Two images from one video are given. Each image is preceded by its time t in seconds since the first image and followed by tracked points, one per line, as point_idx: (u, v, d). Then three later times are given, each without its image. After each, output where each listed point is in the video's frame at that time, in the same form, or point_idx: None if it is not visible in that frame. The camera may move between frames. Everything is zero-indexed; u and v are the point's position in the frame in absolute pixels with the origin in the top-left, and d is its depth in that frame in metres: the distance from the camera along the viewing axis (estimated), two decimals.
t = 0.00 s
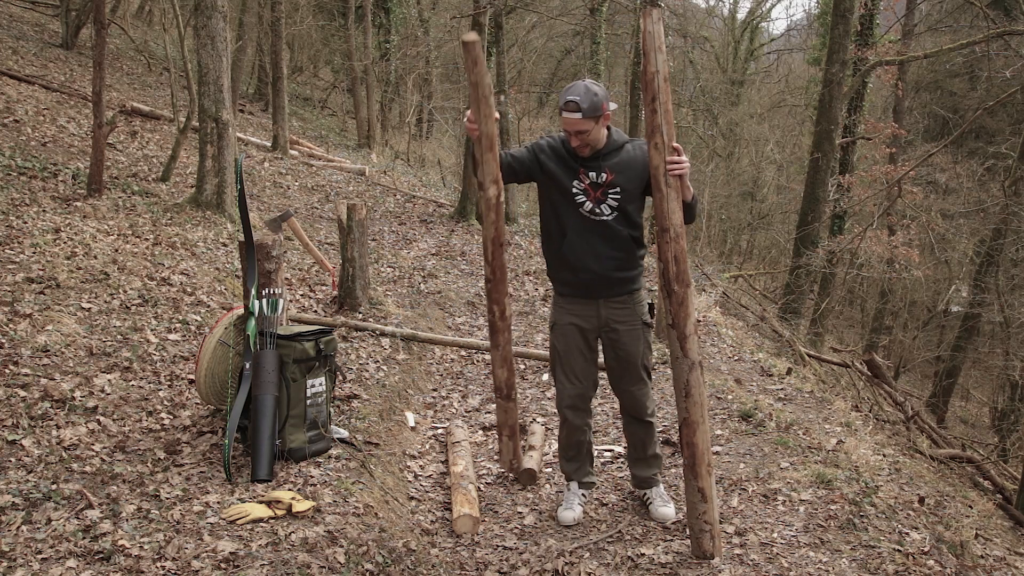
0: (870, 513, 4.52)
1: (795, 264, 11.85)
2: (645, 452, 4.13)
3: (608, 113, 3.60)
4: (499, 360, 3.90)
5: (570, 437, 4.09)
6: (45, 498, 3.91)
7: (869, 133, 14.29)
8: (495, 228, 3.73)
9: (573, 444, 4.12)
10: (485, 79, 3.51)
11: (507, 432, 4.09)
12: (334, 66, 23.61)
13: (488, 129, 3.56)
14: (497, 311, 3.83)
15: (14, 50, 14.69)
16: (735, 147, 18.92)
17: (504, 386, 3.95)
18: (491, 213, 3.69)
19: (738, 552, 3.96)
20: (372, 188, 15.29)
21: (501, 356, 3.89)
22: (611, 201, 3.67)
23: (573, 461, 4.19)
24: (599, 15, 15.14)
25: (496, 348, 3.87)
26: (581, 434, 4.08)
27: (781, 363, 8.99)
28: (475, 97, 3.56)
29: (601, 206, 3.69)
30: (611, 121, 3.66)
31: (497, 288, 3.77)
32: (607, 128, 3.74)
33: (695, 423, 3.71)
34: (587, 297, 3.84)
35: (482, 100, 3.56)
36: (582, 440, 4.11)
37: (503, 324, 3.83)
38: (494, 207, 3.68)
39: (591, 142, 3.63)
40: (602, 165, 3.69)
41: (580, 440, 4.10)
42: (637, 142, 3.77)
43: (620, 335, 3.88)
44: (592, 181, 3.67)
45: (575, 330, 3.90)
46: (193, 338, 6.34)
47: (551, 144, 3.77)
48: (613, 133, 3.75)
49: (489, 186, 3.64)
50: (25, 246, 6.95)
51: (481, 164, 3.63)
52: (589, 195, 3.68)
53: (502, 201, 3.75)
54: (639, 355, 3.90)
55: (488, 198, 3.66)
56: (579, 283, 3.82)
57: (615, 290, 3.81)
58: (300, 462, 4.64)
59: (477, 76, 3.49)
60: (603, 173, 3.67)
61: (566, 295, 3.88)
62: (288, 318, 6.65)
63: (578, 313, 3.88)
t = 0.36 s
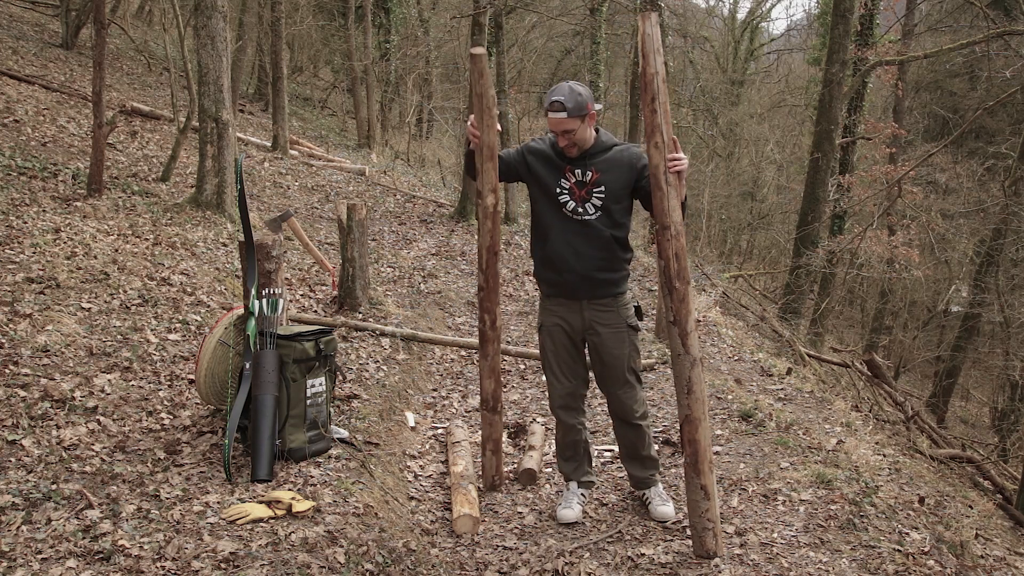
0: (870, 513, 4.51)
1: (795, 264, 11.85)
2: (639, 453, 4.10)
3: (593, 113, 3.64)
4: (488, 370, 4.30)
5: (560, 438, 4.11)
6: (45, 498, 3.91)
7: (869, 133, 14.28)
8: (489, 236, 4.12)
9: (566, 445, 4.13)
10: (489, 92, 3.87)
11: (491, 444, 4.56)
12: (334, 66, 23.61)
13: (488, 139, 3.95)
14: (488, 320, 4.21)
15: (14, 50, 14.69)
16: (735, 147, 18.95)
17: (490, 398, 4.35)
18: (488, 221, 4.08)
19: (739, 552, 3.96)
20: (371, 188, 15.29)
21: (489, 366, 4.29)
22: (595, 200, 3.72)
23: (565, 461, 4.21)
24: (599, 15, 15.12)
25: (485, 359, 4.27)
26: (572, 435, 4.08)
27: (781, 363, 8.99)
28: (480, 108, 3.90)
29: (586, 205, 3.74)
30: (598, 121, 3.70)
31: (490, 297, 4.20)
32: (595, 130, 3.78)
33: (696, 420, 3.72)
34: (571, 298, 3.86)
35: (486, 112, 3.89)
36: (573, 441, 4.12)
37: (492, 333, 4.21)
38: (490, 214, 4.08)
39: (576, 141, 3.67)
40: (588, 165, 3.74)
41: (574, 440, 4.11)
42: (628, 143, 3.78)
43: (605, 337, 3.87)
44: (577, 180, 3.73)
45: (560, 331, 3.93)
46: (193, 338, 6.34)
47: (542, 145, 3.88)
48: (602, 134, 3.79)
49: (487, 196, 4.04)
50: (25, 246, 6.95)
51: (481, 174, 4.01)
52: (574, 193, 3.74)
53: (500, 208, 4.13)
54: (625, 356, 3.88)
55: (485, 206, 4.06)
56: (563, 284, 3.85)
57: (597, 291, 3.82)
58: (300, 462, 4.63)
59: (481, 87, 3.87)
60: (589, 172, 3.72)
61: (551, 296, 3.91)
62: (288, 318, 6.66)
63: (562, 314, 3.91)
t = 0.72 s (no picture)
0: (870, 513, 4.51)
1: (795, 264, 11.85)
2: (640, 452, 4.11)
3: (602, 110, 3.64)
4: (493, 355, 3.78)
5: (562, 438, 4.10)
6: (45, 498, 3.91)
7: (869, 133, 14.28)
8: (477, 196, 3.62)
9: (569, 445, 4.13)
10: (459, 39, 3.54)
11: (508, 449, 3.89)
12: (334, 66, 23.61)
13: (465, 89, 3.58)
14: (485, 295, 3.74)
15: (14, 49, 14.68)
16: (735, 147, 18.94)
17: (499, 388, 3.80)
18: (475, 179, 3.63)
19: (739, 552, 3.96)
20: (371, 188, 15.28)
21: (494, 351, 3.77)
22: (599, 195, 3.72)
23: (568, 460, 4.20)
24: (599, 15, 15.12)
25: (489, 342, 3.77)
26: (575, 435, 4.08)
27: (781, 363, 8.99)
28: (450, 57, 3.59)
29: (590, 200, 3.74)
30: (604, 118, 3.71)
31: (485, 266, 3.70)
32: (598, 128, 3.79)
33: (696, 421, 3.71)
34: (573, 295, 3.85)
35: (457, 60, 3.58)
36: (576, 441, 4.11)
37: (493, 309, 3.73)
38: (474, 169, 3.63)
39: (581, 135, 3.66)
40: (592, 160, 3.74)
41: (576, 440, 4.10)
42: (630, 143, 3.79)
43: (607, 336, 3.86)
44: (582, 174, 3.73)
45: (563, 332, 3.91)
46: (193, 338, 6.34)
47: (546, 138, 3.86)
48: (605, 133, 3.80)
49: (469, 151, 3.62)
50: (25, 246, 6.95)
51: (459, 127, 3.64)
52: (578, 188, 3.74)
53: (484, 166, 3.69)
54: (627, 355, 3.89)
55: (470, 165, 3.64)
56: (566, 280, 3.83)
57: (601, 291, 3.82)
58: (300, 462, 4.63)
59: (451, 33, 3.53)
60: (593, 167, 3.72)
61: (554, 294, 3.89)
62: (288, 318, 6.66)
63: (565, 314, 3.89)
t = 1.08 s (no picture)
0: (870, 513, 4.51)
1: (795, 264, 11.86)
2: (639, 452, 4.11)
3: (597, 110, 3.66)
4: (485, 370, 3.65)
5: (563, 439, 4.09)
6: (45, 498, 3.91)
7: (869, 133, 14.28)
8: (461, 194, 3.64)
9: (569, 446, 4.12)
10: (436, 38, 3.68)
11: (504, 478, 3.71)
12: (334, 66, 23.61)
13: (445, 87, 3.64)
14: (474, 301, 3.66)
15: (13, 50, 14.67)
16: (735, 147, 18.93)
17: (493, 406, 3.66)
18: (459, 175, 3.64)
19: (739, 552, 3.96)
20: (371, 188, 15.29)
21: (486, 364, 3.65)
22: (593, 196, 3.72)
23: (568, 461, 4.20)
24: (599, 14, 15.10)
25: (481, 353, 3.66)
26: (575, 436, 4.07)
27: (781, 363, 8.99)
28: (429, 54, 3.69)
29: (584, 200, 3.73)
30: (598, 119, 3.71)
31: (472, 267, 3.65)
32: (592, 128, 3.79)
33: (696, 422, 3.71)
34: (571, 296, 3.85)
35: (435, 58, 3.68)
36: (576, 442, 4.10)
37: (483, 317, 3.62)
38: (458, 164, 3.63)
39: (576, 136, 3.66)
40: (585, 161, 3.74)
41: (576, 441, 4.10)
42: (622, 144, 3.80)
43: (606, 336, 3.87)
44: (576, 175, 3.72)
45: (563, 333, 3.91)
46: (193, 338, 6.34)
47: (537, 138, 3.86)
48: (598, 134, 3.80)
49: (454, 145, 3.64)
50: (25, 246, 6.94)
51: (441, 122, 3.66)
52: (572, 189, 3.73)
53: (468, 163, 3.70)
54: (627, 355, 3.89)
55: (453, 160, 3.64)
56: (564, 280, 3.82)
57: (599, 290, 3.82)
58: (300, 462, 4.63)
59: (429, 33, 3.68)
60: (586, 168, 3.72)
61: (551, 295, 3.88)
62: (288, 318, 6.66)
63: (564, 315, 3.89)
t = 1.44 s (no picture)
0: (870, 513, 4.51)
1: (795, 264, 11.86)
2: (637, 451, 4.11)
3: (591, 111, 3.65)
4: (462, 371, 3.70)
5: (558, 441, 4.09)
6: (45, 498, 3.91)
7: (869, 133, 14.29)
8: (461, 189, 3.64)
9: (566, 447, 4.11)
10: (456, 25, 3.63)
11: (468, 483, 3.81)
12: (334, 66, 23.61)
13: (458, 76, 3.61)
14: (461, 301, 3.67)
15: (13, 50, 14.67)
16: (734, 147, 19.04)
17: (466, 410, 3.73)
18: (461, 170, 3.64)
19: (739, 552, 3.95)
20: (371, 188, 15.29)
21: (464, 367, 3.70)
22: (586, 197, 3.72)
23: (565, 462, 4.20)
24: (599, 14, 15.09)
25: (459, 355, 3.69)
26: (571, 438, 4.06)
27: (781, 363, 8.99)
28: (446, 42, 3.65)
29: (577, 201, 3.74)
30: (592, 119, 3.71)
31: (462, 268, 3.65)
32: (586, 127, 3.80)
33: (696, 425, 3.71)
34: (565, 297, 3.85)
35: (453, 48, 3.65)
36: (573, 443, 4.10)
37: (466, 318, 3.65)
38: (462, 160, 3.63)
39: (571, 136, 3.65)
40: (579, 162, 3.74)
41: (573, 442, 4.09)
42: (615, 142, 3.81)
43: (601, 335, 3.87)
44: (569, 175, 3.72)
45: (557, 335, 3.91)
46: (193, 338, 6.34)
47: (532, 135, 3.85)
48: (591, 134, 3.81)
49: (459, 140, 3.62)
50: (25, 246, 6.94)
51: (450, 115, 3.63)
52: (565, 189, 3.73)
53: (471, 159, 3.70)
54: (623, 354, 3.89)
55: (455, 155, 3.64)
56: (558, 280, 3.82)
57: (592, 288, 3.83)
58: (300, 462, 4.63)
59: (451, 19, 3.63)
60: (581, 169, 3.72)
61: (545, 295, 3.87)
62: (289, 318, 6.66)
63: (558, 315, 3.88)
